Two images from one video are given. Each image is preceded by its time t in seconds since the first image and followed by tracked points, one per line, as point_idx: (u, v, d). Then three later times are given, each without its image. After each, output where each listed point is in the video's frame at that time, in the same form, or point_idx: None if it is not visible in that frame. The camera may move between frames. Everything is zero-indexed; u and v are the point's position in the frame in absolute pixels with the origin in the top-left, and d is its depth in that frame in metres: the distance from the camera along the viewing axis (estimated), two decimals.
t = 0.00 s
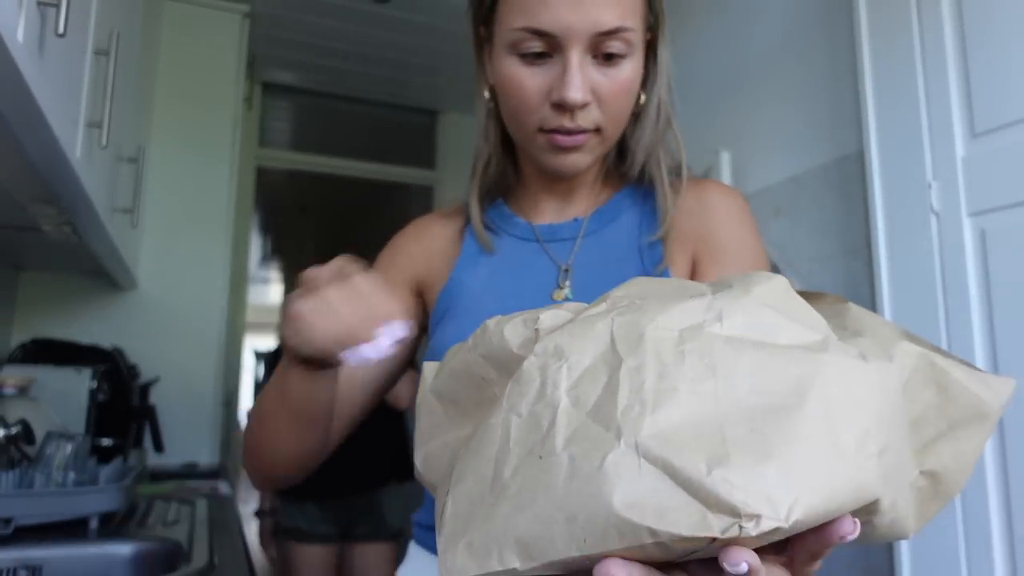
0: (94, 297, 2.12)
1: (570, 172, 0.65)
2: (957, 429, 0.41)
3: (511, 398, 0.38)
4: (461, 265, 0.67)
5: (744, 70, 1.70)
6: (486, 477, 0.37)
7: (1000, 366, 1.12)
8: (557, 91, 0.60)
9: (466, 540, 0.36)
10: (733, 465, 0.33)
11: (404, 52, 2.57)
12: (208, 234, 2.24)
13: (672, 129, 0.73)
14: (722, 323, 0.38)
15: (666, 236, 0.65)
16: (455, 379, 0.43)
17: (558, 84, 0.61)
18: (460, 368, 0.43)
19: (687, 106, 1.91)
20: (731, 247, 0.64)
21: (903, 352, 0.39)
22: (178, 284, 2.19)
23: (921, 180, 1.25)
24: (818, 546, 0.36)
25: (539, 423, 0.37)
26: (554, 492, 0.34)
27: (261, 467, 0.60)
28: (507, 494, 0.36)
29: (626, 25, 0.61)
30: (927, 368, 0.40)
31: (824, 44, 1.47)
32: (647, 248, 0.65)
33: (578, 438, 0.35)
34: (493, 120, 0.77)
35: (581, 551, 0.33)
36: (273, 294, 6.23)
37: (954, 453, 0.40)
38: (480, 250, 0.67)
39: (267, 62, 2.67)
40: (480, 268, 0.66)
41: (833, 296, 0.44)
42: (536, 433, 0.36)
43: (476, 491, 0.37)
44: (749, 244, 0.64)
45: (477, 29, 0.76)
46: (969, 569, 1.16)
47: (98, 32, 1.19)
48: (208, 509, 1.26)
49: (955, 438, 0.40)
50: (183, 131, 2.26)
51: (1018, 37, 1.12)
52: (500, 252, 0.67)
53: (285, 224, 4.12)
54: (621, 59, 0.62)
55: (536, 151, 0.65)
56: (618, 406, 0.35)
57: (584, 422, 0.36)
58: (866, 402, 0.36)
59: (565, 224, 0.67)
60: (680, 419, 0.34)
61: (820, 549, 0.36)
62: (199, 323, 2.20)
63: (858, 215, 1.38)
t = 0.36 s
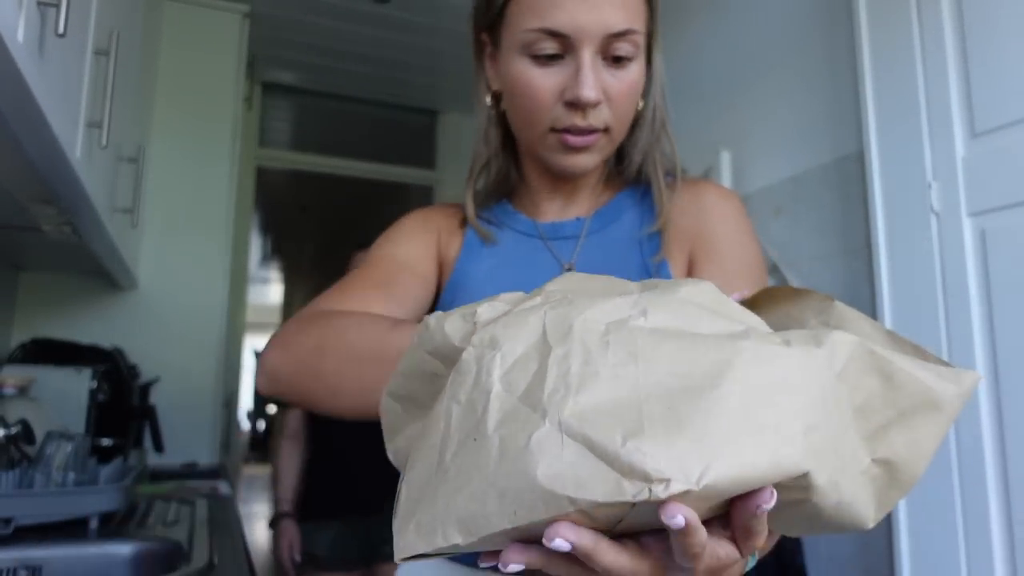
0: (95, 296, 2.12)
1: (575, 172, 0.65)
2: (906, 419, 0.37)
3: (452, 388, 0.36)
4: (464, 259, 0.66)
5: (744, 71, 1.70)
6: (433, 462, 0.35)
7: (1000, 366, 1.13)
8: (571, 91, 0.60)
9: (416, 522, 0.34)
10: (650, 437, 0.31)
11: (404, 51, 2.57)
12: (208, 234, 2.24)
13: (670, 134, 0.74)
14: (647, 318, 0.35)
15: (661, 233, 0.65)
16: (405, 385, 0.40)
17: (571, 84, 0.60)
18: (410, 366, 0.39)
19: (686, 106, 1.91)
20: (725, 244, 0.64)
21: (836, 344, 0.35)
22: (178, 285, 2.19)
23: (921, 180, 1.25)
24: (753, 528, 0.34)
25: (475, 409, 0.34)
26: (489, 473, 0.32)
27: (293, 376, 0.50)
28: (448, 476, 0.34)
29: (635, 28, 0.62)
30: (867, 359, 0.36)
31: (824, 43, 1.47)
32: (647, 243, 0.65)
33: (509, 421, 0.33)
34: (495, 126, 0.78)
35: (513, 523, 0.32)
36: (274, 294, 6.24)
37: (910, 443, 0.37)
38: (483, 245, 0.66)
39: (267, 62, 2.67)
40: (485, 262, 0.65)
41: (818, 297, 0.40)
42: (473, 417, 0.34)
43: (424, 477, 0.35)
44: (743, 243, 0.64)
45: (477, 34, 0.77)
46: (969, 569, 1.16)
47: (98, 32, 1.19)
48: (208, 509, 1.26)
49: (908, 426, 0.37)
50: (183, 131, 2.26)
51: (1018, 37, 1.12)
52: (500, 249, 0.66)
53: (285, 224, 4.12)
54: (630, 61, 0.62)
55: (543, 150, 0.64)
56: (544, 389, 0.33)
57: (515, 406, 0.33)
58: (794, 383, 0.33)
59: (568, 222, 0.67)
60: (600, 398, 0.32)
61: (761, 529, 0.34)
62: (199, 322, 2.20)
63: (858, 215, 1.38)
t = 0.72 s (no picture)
0: (95, 296, 2.12)
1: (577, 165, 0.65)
2: (909, 396, 0.40)
3: (467, 349, 0.39)
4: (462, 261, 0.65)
5: (744, 70, 1.70)
6: (448, 417, 0.38)
7: (1000, 367, 1.13)
8: (576, 79, 0.60)
9: (431, 470, 0.36)
10: (657, 365, 0.32)
11: (404, 51, 2.57)
12: (208, 234, 2.24)
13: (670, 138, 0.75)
14: (647, 282, 0.37)
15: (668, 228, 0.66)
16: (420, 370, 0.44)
17: (576, 73, 0.61)
18: (424, 351, 0.43)
19: (686, 106, 1.91)
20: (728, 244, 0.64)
21: (830, 315, 0.38)
22: (178, 285, 2.19)
23: (920, 181, 1.25)
24: (763, 479, 0.34)
25: (489, 361, 0.37)
26: (503, 408, 0.34)
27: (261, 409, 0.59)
28: (463, 422, 0.36)
29: (638, 22, 0.63)
30: (859, 332, 0.39)
31: (824, 43, 1.47)
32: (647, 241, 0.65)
33: (523, 364, 0.35)
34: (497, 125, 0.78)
35: (526, 455, 0.33)
36: (273, 294, 6.24)
37: (915, 419, 0.40)
38: (480, 242, 0.66)
39: (267, 62, 2.67)
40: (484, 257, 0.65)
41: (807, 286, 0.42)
42: (487, 368, 0.37)
43: (440, 434, 0.38)
44: (744, 247, 0.64)
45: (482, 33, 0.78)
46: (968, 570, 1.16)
47: (98, 31, 1.19)
48: (208, 509, 1.26)
49: (912, 403, 0.40)
50: (184, 131, 2.26)
51: (1019, 38, 1.12)
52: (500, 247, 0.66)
53: (285, 225, 4.12)
54: (632, 55, 0.63)
55: (545, 140, 0.64)
56: (554, 335, 0.35)
57: (530, 351, 0.35)
58: (790, 337, 0.35)
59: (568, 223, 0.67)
60: (609, 340, 0.34)
61: (775, 486, 0.35)
62: (199, 322, 2.20)
63: (858, 215, 1.38)
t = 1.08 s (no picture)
0: (95, 296, 2.12)
1: (559, 144, 0.64)
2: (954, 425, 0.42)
3: (549, 358, 0.45)
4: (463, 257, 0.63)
5: (744, 70, 1.70)
6: (533, 413, 0.42)
7: (1001, 368, 1.13)
8: (542, 52, 0.61)
9: (519, 451, 0.40)
10: (744, 353, 0.38)
11: (405, 51, 2.57)
12: (207, 233, 2.24)
13: (668, 135, 0.77)
14: (721, 302, 0.43)
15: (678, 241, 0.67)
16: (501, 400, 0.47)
17: (543, 48, 0.62)
18: (498, 376, 0.47)
19: (686, 106, 1.91)
20: (731, 263, 0.67)
21: (888, 342, 0.41)
22: (178, 285, 2.19)
23: (920, 181, 1.25)
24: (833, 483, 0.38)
25: (576, 366, 0.43)
26: (595, 394, 0.40)
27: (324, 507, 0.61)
28: (552, 412, 0.41)
29: None
30: (912, 358, 0.41)
31: (824, 43, 1.47)
32: (652, 245, 0.65)
33: (613, 359, 0.41)
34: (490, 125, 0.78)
35: (622, 429, 0.37)
36: (274, 294, 6.23)
37: (959, 448, 0.42)
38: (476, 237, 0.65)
39: (267, 62, 2.67)
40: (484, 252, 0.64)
41: (832, 307, 0.48)
42: (574, 370, 0.43)
43: (525, 426, 0.42)
44: (744, 264, 0.67)
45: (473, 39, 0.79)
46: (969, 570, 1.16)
47: (98, 31, 1.19)
48: (208, 509, 1.26)
49: (955, 434, 0.42)
50: (184, 131, 2.26)
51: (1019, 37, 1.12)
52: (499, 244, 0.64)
53: (285, 225, 4.12)
54: (599, 31, 0.65)
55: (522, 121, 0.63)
56: (642, 334, 0.42)
57: (617, 351, 0.42)
58: (855, 348, 0.40)
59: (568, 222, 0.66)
60: (695, 338, 0.40)
61: (836, 489, 0.38)
62: (199, 322, 2.20)
63: (858, 215, 1.38)
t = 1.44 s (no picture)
0: (95, 296, 2.12)
1: (542, 136, 0.64)
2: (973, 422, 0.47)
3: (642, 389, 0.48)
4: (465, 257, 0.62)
5: (745, 70, 1.69)
6: (639, 450, 0.47)
7: (1001, 367, 1.12)
8: (525, 43, 0.61)
9: (637, 495, 0.44)
10: (855, 397, 0.42)
11: (404, 51, 2.57)
12: (207, 233, 2.24)
13: (655, 133, 0.78)
14: (794, 327, 0.48)
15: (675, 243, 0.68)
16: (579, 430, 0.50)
17: (525, 39, 0.62)
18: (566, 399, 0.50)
19: (686, 105, 1.91)
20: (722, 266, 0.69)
21: (929, 358, 0.46)
22: (178, 285, 2.19)
23: (921, 181, 1.25)
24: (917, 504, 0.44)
25: (675, 401, 0.47)
26: (714, 437, 0.44)
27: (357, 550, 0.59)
28: (667, 453, 0.45)
29: None
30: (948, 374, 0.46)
31: (824, 43, 1.47)
32: (649, 250, 0.66)
33: (722, 399, 0.45)
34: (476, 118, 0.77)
35: (750, 477, 0.42)
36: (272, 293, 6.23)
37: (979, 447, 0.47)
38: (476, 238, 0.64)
39: (267, 62, 2.67)
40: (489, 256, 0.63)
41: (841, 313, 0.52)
42: (676, 405, 0.47)
43: (631, 466, 0.46)
44: (732, 266, 0.69)
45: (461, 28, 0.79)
46: (970, 569, 1.16)
47: (98, 31, 1.19)
48: (208, 509, 1.26)
49: (976, 436, 0.47)
50: (183, 130, 2.26)
51: (1019, 37, 1.12)
52: (504, 248, 0.64)
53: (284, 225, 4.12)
54: (583, 20, 0.65)
55: (504, 113, 0.63)
56: (744, 371, 0.46)
57: (720, 390, 0.46)
58: (928, 373, 0.45)
59: (566, 225, 0.66)
60: (799, 377, 0.44)
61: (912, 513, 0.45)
62: (199, 322, 2.20)
63: (858, 215, 1.38)
